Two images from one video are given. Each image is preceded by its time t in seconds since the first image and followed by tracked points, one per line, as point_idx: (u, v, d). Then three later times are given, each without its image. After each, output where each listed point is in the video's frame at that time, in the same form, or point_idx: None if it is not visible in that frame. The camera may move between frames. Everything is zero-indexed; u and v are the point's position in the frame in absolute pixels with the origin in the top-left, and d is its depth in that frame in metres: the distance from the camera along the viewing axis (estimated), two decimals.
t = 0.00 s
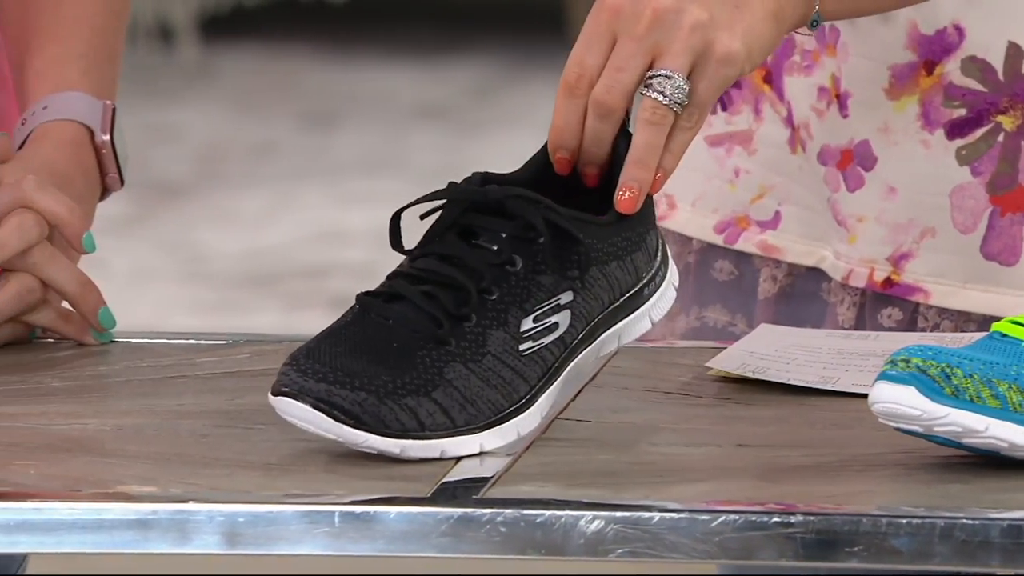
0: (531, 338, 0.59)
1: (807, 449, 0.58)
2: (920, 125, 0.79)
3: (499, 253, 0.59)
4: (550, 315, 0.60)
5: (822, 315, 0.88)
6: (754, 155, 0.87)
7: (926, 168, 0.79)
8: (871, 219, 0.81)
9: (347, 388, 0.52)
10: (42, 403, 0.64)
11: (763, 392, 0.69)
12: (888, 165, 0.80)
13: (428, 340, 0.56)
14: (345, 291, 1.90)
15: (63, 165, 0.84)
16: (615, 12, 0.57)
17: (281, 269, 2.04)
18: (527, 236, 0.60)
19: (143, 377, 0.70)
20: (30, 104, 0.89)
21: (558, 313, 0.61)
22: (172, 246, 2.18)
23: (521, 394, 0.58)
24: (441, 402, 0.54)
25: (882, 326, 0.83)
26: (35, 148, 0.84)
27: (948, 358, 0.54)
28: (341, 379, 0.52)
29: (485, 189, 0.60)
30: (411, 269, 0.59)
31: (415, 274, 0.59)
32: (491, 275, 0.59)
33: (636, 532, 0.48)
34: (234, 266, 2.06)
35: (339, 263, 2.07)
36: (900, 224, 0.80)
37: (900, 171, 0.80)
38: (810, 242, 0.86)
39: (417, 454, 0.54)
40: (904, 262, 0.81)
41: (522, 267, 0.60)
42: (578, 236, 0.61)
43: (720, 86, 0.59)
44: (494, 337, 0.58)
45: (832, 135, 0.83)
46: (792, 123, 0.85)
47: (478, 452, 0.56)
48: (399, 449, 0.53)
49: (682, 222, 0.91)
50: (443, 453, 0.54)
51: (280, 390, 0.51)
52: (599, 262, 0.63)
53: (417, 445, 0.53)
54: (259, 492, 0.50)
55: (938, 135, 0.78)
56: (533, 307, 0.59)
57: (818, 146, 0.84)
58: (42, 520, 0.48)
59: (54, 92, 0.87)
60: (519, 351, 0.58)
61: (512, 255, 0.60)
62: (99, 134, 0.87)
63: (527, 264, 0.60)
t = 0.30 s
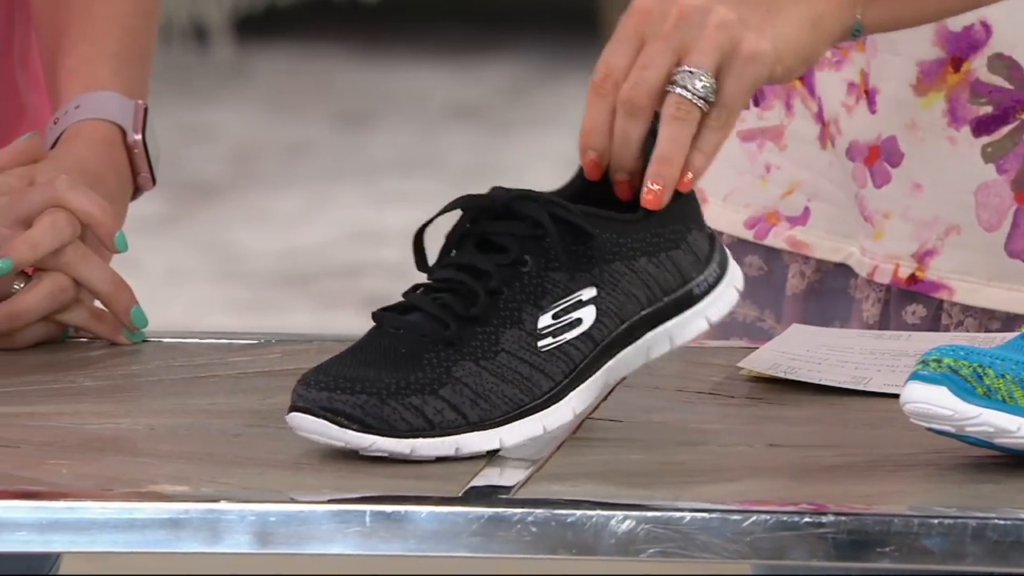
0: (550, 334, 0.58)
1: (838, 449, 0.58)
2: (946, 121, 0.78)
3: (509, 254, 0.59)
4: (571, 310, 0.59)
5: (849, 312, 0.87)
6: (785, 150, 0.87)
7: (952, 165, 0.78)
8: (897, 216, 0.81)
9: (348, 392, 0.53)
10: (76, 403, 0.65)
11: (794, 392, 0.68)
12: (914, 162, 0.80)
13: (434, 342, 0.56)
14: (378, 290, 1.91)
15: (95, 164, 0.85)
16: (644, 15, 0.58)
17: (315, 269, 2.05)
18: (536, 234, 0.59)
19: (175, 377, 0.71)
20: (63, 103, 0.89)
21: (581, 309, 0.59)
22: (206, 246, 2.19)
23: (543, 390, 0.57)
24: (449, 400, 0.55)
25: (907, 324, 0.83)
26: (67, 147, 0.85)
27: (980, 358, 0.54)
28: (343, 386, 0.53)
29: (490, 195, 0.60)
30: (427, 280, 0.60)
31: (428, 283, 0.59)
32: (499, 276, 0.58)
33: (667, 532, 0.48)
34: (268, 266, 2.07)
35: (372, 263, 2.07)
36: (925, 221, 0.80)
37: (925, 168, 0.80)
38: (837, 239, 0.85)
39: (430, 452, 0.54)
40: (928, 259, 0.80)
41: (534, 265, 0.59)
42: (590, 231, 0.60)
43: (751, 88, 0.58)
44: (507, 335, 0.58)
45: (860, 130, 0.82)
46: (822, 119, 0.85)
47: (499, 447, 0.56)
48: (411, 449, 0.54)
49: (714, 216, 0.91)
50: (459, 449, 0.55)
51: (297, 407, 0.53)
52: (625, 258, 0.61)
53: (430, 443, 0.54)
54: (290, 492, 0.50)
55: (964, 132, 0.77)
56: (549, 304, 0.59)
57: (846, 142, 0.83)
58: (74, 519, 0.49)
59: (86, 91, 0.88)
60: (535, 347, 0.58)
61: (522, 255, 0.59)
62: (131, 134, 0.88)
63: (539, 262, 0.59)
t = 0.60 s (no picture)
0: (593, 350, 0.58)
1: (876, 449, 0.57)
2: (989, 117, 0.78)
3: (571, 269, 0.60)
4: (621, 336, 0.59)
5: (890, 309, 0.87)
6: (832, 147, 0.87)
7: (994, 160, 0.78)
8: (939, 212, 0.80)
9: (375, 349, 0.54)
10: (115, 402, 0.65)
11: (831, 392, 0.68)
12: (956, 156, 0.80)
13: (475, 328, 0.57)
14: (417, 291, 1.92)
15: (124, 143, 0.83)
16: (746, 91, 0.60)
17: (357, 269, 2.07)
18: (604, 256, 0.60)
19: (213, 376, 0.72)
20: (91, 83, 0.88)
21: (632, 337, 0.59)
22: (248, 246, 2.21)
23: (571, 398, 0.57)
24: (472, 376, 0.55)
25: (949, 320, 0.82)
26: (95, 129, 0.83)
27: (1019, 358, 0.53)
28: (379, 343, 0.54)
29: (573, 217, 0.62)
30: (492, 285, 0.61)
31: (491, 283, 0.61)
32: (556, 283, 0.59)
33: (705, 532, 0.48)
34: (308, 265, 2.09)
35: (413, 262, 2.08)
36: (968, 216, 0.79)
37: (968, 163, 0.79)
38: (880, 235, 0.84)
39: (442, 424, 0.54)
40: (970, 255, 0.79)
41: (594, 285, 0.60)
42: (656, 262, 0.60)
43: (849, 165, 0.58)
44: (548, 339, 0.58)
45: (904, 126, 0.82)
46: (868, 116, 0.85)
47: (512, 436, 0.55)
48: (422, 414, 0.53)
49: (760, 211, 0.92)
50: (470, 428, 0.54)
51: (330, 357, 0.53)
52: (690, 304, 0.60)
53: (441, 415, 0.54)
54: (327, 492, 0.51)
55: (1006, 127, 0.77)
56: (599, 322, 0.59)
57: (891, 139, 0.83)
58: (113, 518, 0.49)
59: (112, 73, 0.86)
60: (574, 357, 0.58)
61: (585, 272, 0.60)
62: (158, 115, 0.86)
63: (599, 283, 0.60)
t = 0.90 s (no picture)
0: (636, 348, 0.58)
1: (926, 449, 0.57)
2: None
3: (611, 269, 0.60)
4: (662, 333, 0.59)
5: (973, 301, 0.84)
6: (914, 139, 0.82)
7: None
8: None
9: (414, 355, 0.54)
10: (165, 399, 0.66)
11: (880, 392, 0.68)
12: None
13: (515, 331, 0.56)
14: (473, 291, 1.87)
15: None
16: None
17: (411, 267, 2.00)
18: (643, 254, 0.60)
19: (263, 375, 0.73)
20: None
21: (674, 334, 0.59)
22: (301, 245, 2.08)
23: (615, 398, 0.57)
24: (512, 379, 0.55)
25: None
26: None
27: None
28: (417, 348, 0.54)
29: (610, 215, 0.61)
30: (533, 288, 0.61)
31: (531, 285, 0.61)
32: (596, 284, 0.59)
33: (753, 532, 0.48)
34: (364, 266, 2.00)
35: (468, 262, 2.00)
36: None
37: None
38: (965, 228, 0.80)
39: (484, 427, 0.54)
40: None
41: (633, 283, 0.59)
42: (696, 260, 0.59)
43: None
44: (589, 338, 0.58)
45: (991, 116, 0.77)
46: (953, 106, 0.80)
47: (555, 437, 0.55)
48: (464, 417, 0.53)
49: (838, 205, 0.85)
50: (513, 429, 0.54)
51: (371, 365, 0.53)
52: (733, 300, 0.60)
53: (483, 417, 0.54)
54: (374, 491, 0.51)
55: None
56: (641, 320, 0.59)
57: (980, 128, 0.78)
58: (162, 517, 0.49)
59: None
60: (616, 355, 0.58)
61: (624, 271, 0.60)
62: None
63: (638, 281, 0.59)
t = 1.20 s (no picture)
0: (701, 348, 0.58)
1: (995, 449, 0.56)
2: None
3: (676, 268, 0.59)
4: (728, 333, 0.58)
5: None
6: None
7: None
8: None
9: (480, 355, 0.54)
10: (234, 398, 0.67)
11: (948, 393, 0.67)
12: None
13: (580, 331, 0.56)
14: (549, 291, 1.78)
15: None
16: None
17: (483, 267, 1.90)
18: (708, 253, 0.59)
19: (331, 374, 0.74)
20: None
21: (740, 333, 0.58)
22: (372, 243, 1.99)
23: (680, 397, 0.57)
24: (578, 379, 0.55)
25: None
26: None
27: None
28: (483, 348, 0.54)
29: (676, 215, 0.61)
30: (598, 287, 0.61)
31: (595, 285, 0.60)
32: (661, 284, 0.59)
33: (820, 532, 0.49)
34: (436, 264, 1.92)
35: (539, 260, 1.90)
36: None
37: None
38: None
39: (550, 427, 0.54)
40: None
41: (698, 282, 0.59)
42: (762, 259, 0.59)
43: None
44: (654, 338, 0.58)
45: None
46: None
47: (621, 437, 0.56)
48: (530, 418, 0.53)
49: (956, 199, 0.73)
50: (578, 429, 0.55)
51: (437, 367, 0.53)
52: (799, 297, 0.59)
53: (549, 418, 0.54)
54: (439, 490, 0.51)
55: None
56: (707, 320, 0.58)
57: None
58: (229, 515, 0.50)
59: None
60: (682, 355, 0.57)
61: (689, 270, 0.59)
62: None
63: (704, 280, 0.59)
